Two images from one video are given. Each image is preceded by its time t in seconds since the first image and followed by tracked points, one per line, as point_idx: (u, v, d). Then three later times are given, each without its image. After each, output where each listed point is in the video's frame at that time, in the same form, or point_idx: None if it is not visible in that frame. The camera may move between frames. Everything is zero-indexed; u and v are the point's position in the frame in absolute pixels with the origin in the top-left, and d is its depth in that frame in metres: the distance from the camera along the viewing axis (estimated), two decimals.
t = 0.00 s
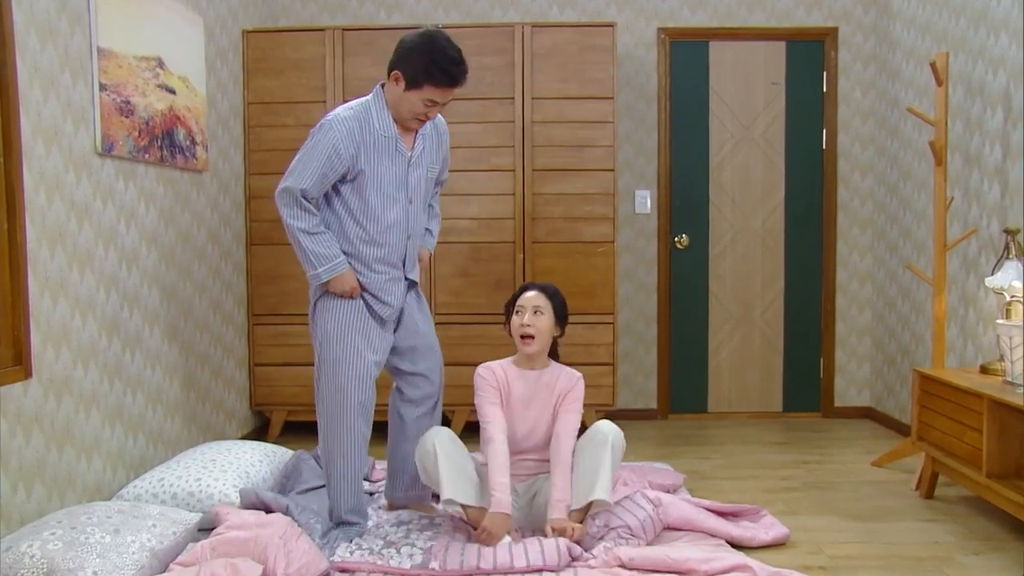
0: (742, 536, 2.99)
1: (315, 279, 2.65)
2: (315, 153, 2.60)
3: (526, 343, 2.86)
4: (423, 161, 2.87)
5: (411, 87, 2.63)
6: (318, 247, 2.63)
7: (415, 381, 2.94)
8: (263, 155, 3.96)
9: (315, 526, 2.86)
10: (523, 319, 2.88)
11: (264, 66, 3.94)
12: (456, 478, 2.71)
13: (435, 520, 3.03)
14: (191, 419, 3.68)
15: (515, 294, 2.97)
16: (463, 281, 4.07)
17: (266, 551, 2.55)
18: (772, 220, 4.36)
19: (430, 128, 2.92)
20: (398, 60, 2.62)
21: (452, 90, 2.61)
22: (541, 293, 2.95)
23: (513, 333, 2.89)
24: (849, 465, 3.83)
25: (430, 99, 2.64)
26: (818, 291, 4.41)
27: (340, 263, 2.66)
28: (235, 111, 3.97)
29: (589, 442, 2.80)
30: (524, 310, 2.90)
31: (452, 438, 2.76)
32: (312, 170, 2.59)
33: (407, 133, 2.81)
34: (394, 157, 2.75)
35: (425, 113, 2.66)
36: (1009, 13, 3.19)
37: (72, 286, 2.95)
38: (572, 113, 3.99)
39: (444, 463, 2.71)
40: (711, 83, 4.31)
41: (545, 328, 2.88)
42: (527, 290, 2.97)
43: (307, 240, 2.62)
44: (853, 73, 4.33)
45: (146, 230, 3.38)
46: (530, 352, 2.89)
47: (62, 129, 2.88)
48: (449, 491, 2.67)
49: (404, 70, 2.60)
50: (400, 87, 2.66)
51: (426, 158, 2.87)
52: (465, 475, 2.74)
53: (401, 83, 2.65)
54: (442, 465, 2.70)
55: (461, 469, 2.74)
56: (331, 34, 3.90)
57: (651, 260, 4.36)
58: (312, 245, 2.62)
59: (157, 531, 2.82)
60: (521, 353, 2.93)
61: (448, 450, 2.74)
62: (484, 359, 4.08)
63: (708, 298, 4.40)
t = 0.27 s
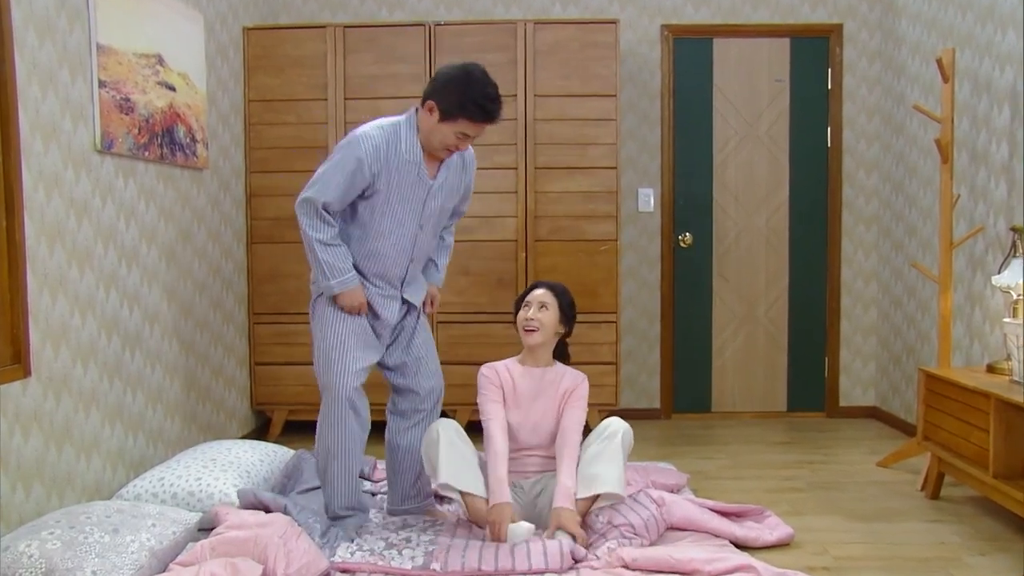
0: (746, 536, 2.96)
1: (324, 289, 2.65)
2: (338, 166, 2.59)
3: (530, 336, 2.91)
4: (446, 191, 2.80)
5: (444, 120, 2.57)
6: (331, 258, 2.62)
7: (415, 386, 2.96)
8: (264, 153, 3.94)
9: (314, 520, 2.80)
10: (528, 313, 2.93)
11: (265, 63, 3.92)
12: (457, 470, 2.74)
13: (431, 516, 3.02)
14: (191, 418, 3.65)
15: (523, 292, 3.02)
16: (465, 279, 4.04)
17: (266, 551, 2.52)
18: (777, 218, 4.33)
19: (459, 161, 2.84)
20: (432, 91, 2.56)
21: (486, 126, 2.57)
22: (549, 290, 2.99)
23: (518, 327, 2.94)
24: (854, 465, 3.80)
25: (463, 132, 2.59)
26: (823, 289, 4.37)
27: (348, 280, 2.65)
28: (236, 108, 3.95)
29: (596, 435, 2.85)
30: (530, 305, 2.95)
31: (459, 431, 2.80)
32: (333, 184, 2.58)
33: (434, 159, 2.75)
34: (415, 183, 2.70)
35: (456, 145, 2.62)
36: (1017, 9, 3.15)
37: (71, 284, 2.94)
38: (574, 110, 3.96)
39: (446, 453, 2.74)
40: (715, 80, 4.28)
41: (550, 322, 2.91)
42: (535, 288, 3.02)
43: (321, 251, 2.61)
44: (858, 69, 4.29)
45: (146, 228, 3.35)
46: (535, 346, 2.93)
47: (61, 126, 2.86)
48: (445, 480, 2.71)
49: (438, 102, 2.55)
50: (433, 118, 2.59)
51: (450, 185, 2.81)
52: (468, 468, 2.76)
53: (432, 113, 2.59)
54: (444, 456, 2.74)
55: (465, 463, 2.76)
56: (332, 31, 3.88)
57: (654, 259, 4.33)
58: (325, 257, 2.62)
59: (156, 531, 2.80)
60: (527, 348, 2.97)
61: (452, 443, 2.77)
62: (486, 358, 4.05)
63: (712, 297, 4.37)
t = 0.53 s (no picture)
0: (752, 533, 2.90)
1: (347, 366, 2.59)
2: (351, 246, 2.53)
3: (535, 328, 2.87)
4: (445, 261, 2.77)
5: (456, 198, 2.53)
6: (350, 334, 2.56)
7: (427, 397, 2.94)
8: (263, 146, 3.90)
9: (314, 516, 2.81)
10: (533, 304, 2.90)
11: (264, 55, 3.87)
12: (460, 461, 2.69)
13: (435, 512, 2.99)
14: (189, 414, 3.61)
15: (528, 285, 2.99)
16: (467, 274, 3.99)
17: (265, 548, 2.46)
18: (784, 212, 4.27)
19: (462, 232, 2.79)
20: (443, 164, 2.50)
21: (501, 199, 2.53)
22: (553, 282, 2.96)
23: (523, 318, 2.91)
24: (861, 462, 3.73)
25: (478, 204, 2.55)
26: (831, 284, 4.31)
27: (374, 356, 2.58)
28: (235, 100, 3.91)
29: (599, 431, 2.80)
30: (534, 297, 2.92)
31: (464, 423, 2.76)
32: (347, 267, 2.52)
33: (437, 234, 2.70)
34: (418, 259, 2.66)
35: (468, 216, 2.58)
36: None
37: (67, 277, 2.89)
38: (578, 102, 3.91)
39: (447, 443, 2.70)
40: (721, 72, 4.22)
41: (556, 313, 2.88)
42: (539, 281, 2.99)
43: (340, 328, 2.55)
44: (867, 61, 4.23)
45: (143, 221, 3.31)
46: (540, 339, 2.90)
47: (55, 117, 2.81)
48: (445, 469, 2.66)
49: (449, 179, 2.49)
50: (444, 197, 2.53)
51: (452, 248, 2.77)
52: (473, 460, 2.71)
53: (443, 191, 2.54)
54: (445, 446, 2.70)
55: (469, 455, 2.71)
56: (332, 22, 3.84)
57: (659, 253, 4.27)
58: (344, 330, 2.55)
59: (153, 528, 2.76)
60: (531, 341, 2.93)
61: (456, 434, 2.73)
62: (488, 354, 4.00)
63: (718, 292, 4.31)
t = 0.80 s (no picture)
0: (765, 535, 2.72)
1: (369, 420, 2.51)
2: (352, 315, 2.48)
3: (537, 322, 2.68)
4: (434, 331, 2.73)
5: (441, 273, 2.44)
6: (367, 391, 2.49)
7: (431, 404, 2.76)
8: (254, 130, 3.74)
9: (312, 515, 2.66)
10: (535, 297, 2.71)
11: (255, 36, 3.72)
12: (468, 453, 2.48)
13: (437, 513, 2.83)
14: (177, 411, 3.45)
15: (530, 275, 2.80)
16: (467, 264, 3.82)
17: (254, 549, 2.33)
18: (799, 201, 4.08)
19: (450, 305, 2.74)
20: (428, 239, 2.41)
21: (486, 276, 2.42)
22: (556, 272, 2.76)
23: (525, 312, 2.72)
24: (881, 462, 3.55)
25: (464, 281, 2.45)
26: (849, 276, 4.12)
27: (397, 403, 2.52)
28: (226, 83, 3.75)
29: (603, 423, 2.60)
30: (536, 289, 2.73)
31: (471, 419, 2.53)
32: (351, 336, 2.47)
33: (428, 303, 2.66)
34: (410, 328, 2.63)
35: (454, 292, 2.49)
36: None
37: (46, 266, 2.74)
38: (583, 84, 3.74)
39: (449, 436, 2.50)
40: (734, 53, 4.04)
41: (560, 306, 2.69)
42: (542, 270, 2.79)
43: (354, 388, 2.48)
44: (889, 41, 4.03)
45: (127, 207, 3.15)
46: (543, 332, 2.71)
47: (32, 97, 2.66)
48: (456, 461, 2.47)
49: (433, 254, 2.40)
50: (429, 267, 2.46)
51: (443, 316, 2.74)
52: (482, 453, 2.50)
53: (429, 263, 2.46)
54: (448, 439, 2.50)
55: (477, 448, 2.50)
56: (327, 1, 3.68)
57: (668, 244, 4.09)
58: (357, 387, 2.48)
59: (137, 527, 2.61)
60: (534, 335, 2.74)
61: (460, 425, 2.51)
62: (489, 348, 3.83)
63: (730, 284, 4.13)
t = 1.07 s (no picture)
0: (786, 539, 2.50)
1: (370, 419, 2.25)
2: (343, 325, 2.32)
3: (535, 317, 2.43)
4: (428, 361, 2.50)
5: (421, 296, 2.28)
6: (366, 388, 2.25)
7: (431, 405, 2.46)
8: (238, 108, 3.51)
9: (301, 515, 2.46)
10: (532, 289, 2.45)
11: (237, 7, 3.49)
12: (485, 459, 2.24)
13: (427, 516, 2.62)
14: (155, 408, 3.22)
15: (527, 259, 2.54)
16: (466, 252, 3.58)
17: (236, 553, 2.17)
18: (824, 183, 3.82)
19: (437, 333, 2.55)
20: (407, 262, 2.27)
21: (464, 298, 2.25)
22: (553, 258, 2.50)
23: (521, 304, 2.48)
24: (912, 464, 3.28)
25: (444, 306, 2.28)
26: (876, 265, 3.85)
27: (399, 398, 2.27)
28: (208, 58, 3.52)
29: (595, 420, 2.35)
30: (532, 280, 2.47)
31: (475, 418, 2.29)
32: (344, 342, 2.30)
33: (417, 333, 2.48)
34: (400, 355, 2.42)
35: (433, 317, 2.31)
36: None
37: (10, 251, 2.50)
38: (589, 58, 3.49)
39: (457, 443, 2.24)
40: (753, 25, 3.77)
41: (560, 299, 2.44)
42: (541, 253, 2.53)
43: (351, 386, 2.24)
44: (922, 11, 3.76)
45: (101, 187, 2.91)
46: (541, 327, 2.47)
47: None
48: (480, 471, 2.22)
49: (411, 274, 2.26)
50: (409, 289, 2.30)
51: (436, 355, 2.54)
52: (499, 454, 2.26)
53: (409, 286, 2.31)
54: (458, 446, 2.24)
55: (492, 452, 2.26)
56: None
57: (682, 230, 3.83)
58: (355, 384, 2.25)
59: (110, 530, 2.40)
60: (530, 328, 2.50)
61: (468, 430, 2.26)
62: (490, 340, 3.59)
63: (748, 273, 3.87)
